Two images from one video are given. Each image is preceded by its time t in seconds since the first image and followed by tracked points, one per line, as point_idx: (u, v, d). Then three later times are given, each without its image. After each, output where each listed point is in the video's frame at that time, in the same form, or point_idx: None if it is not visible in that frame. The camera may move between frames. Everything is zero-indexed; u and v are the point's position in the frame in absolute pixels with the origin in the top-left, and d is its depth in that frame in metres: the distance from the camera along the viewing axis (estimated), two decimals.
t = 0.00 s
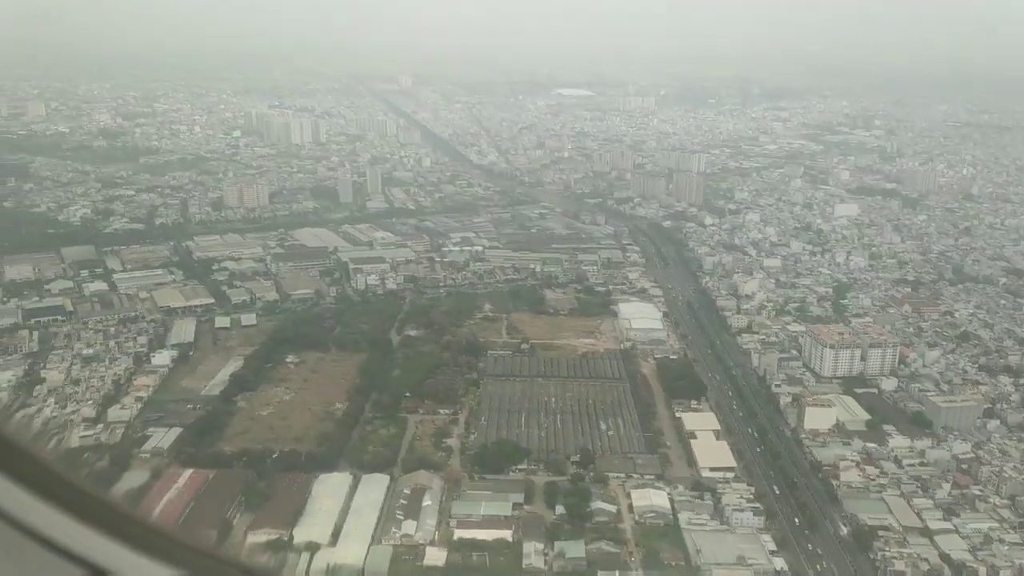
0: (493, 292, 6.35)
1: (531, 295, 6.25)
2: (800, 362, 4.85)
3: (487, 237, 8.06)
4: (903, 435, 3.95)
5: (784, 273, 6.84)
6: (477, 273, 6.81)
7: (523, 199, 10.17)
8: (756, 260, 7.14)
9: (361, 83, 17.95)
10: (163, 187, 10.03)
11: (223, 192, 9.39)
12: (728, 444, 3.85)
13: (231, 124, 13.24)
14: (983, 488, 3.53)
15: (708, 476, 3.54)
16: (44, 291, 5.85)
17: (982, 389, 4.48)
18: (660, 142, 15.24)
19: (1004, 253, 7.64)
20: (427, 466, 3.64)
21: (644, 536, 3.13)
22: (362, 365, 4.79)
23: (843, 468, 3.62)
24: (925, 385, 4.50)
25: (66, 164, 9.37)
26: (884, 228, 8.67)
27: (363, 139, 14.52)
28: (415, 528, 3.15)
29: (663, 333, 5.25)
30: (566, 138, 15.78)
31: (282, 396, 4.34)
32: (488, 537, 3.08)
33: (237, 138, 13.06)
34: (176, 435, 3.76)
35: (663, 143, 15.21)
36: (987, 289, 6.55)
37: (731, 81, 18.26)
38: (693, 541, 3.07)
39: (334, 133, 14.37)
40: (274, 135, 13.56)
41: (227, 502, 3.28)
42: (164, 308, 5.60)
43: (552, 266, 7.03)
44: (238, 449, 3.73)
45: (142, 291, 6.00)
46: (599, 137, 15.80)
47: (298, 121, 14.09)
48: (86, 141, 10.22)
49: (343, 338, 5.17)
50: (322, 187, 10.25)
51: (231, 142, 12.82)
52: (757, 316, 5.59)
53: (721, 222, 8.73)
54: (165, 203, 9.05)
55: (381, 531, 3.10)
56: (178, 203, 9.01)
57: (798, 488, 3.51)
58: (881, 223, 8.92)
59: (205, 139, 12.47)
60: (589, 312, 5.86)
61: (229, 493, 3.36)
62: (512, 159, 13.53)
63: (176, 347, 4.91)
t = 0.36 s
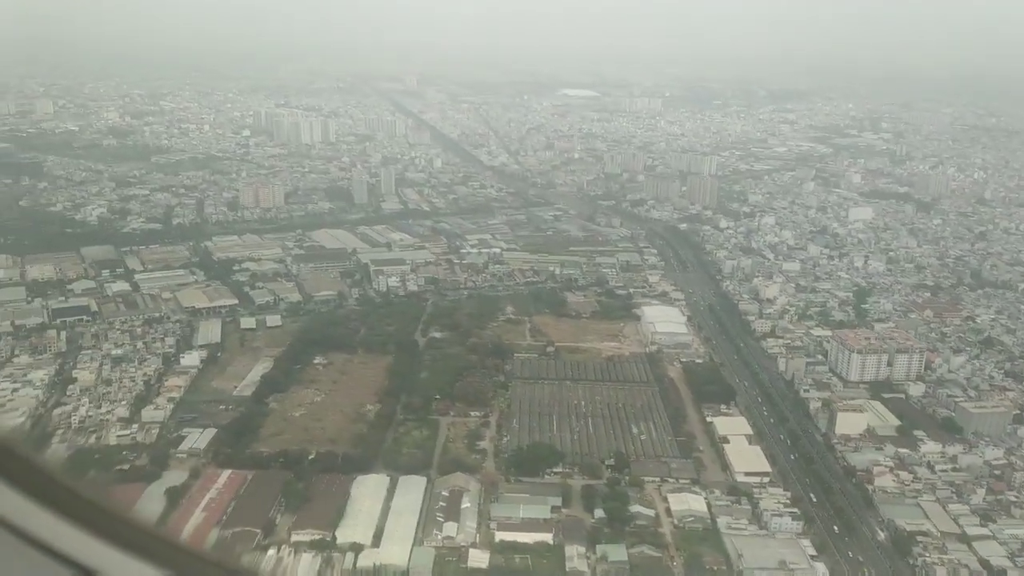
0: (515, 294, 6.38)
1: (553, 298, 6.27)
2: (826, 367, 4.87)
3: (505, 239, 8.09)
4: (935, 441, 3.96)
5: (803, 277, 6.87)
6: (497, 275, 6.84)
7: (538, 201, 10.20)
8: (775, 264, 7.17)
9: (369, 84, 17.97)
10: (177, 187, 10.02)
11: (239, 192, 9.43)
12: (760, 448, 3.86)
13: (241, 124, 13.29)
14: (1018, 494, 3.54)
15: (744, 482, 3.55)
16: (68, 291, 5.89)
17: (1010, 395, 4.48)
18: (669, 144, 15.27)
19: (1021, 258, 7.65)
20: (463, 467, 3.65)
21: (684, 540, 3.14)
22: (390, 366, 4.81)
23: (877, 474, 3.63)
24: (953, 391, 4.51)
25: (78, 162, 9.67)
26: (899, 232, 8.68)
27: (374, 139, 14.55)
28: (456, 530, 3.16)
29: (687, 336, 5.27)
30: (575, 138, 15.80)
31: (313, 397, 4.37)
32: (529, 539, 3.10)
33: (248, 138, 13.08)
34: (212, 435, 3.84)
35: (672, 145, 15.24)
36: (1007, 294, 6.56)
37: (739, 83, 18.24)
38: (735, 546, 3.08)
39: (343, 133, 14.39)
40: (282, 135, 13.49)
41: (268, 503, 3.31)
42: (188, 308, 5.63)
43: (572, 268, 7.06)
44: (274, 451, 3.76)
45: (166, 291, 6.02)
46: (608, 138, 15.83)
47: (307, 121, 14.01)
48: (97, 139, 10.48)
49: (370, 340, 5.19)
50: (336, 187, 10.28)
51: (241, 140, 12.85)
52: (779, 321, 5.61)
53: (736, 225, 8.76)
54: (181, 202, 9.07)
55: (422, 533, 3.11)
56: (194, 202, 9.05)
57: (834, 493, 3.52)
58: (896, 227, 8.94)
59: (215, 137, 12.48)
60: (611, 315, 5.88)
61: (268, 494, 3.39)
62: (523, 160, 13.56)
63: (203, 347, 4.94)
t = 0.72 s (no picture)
0: (538, 295, 6.40)
1: (576, 299, 6.29)
2: (855, 370, 4.89)
3: (523, 239, 8.10)
4: (970, 445, 3.97)
5: (824, 279, 6.88)
6: (519, 276, 6.85)
7: (553, 201, 10.21)
8: (795, 266, 7.19)
9: (377, 84, 17.97)
10: (192, 185, 10.01)
11: (255, 191, 9.44)
12: (797, 452, 3.87)
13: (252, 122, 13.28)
14: None
15: (783, 486, 3.57)
16: (93, 290, 5.90)
17: None
18: (679, 144, 15.26)
19: None
20: (502, 468, 3.66)
21: (728, 544, 3.15)
22: (421, 367, 4.82)
23: (915, 478, 3.64)
24: (984, 394, 4.52)
25: (91, 160, 9.62)
26: (916, 234, 8.69)
27: (384, 138, 14.55)
28: (501, 532, 3.17)
29: (715, 337, 5.28)
30: (585, 138, 15.80)
31: (347, 398, 4.38)
32: (576, 542, 3.11)
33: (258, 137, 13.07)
34: (251, 436, 3.87)
35: (683, 145, 15.24)
36: None
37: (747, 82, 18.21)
38: (780, 550, 3.09)
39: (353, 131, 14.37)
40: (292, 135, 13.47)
41: (312, 504, 3.33)
42: (215, 308, 5.64)
43: (592, 269, 7.07)
44: (313, 451, 3.79)
45: (191, 290, 6.04)
46: (618, 138, 15.82)
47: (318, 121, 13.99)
48: (107, 137, 10.49)
49: (398, 341, 5.21)
50: (351, 187, 10.29)
51: (252, 138, 12.85)
52: (805, 323, 5.62)
53: (753, 227, 8.77)
54: (197, 201, 9.07)
55: (468, 534, 3.13)
56: (211, 202, 9.05)
57: (873, 498, 3.53)
58: (912, 229, 8.95)
59: (226, 136, 12.47)
60: (636, 316, 5.89)
61: (311, 494, 3.42)
62: (534, 160, 13.57)
63: (234, 347, 4.96)
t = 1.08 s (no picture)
0: (563, 297, 6.41)
1: (601, 300, 6.30)
2: (886, 374, 4.90)
3: (544, 240, 8.11)
4: (1008, 450, 3.98)
5: (847, 282, 6.89)
6: (542, 277, 6.86)
7: (569, 202, 10.21)
8: (817, 269, 7.19)
9: (387, 85, 17.95)
10: (209, 185, 10.02)
11: (273, 192, 9.46)
12: (836, 457, 3.88)
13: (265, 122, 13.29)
14: None
15: (824, 491, 3.58)
16: (121, 291, 5.93)
17: None
18: (691, 144, 15.25)
19: None
20: (544, 471, 3.67)
21: (775, 548, 3.17)
22: (453, 369, 4.84)
23: (956, 484, 3.65)
24: (1017, 400, 4.53)
25: (106, 160, 9.64)
26: (934, 237, 8.68)
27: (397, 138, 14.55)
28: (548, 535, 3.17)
29: (744, 340, 5.29)
30: (596, 138, 15.79)
31: (383, 400, 4.40)
32: (624, 546, 3.11)
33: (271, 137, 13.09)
34: (291, 438, 3.90)
35: (695, 146, 15.22)
36: None
37: (756, 82, 18.17)
38: (828, 556, 3.10)
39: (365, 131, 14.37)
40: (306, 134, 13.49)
41: (358, 506, 3.34)
42: (244, 308, 5.66)
43: (615, 271, 7.08)
44: (355, 453, 3.81)
45: (218, 291, 6.06)
46: (630, 139, 15.81)
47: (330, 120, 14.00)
48: (122, 135, 10.51)
49: (428, 342, 5.23)
50: (368, 188, 10.30)
51: (265, 138, 12.86)
52: (832, 326, 5.63)
53: (771, 228, 8.78)
54: (215, 202, 9.08)
55: (515, 537, 3.14)
56: (230, 202, 9.07)
57: (915, 504, 3.54)
58: (930, 232, 8.94)
59: (239, 136, 12.48)
60: (662, 319, 5.90)
61: (355, 496, 3.44)
62: (547, 161, 13.57)
63: (266, 348, 4.98)
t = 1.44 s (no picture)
0: (588, 299, 6.41)
1: (626, 303, 6.30)
2: (916, 378, 4.90)
3: (563, 242, 8.11)
4: None
5: (869, 285, 6.89)
6: (565, 279, 6.87)
7: (585, 204, 10.21)
8: (838, 272, 7.19)
9: (396, 85, 17.94)
10: (225, 186, 10.04)
11: (292, 193, 9.47)
12: (874, 462, 3.89)
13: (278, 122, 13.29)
14: None
15: (866, 496, 3.59)
16: (148, 292, 5.94)
17: None
18: (703, 146, 15.24)
19: None
20: (585, 475, 3.68)
21: (821, 552, 3.17)
22: (485, 371, 4.84)
23: (997, 488, 3.65)
24: None
25: (123, 160, 9.64)
26: (952, 239, 8.68)
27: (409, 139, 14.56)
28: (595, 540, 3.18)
29: (773, 344, 5.30)
30: (608, 138, 15.78)
31: (418, 403, 4.41)
32: (671, 551, 3.12)
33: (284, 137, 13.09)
34: (331, 441, 3.90)
35: (706, 147, 15.22)
36: None
37: (766, 85, 18.15)
38: (875, 560, 3.10)
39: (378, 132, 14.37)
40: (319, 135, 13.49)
41: (403, 509, 3.35)
42: (272, 310, 5.68)
43: (637, 273, 7.08)
44: (395, 456, 3.82)
45: (245, 292, 6.08)
46: (641, 139, 15.80)
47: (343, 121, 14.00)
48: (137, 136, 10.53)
49: (458, 344, 5.23)
50: (385, 189, 10.31)
51: (278, 139, 12.86)
52: (859, 330, 5.63)
53: (789, 231, 8.77)
54: (233, 202, 9.09)
55: (562, 541, 3.14)
56: (247, 203, 9.07)
57: (957, 508, 3.54)
58: (947, 234, 8.94)
59: (252, 137, 12.48)
60: (689, 321, 5.90)
61: (400, 499, 3.44)
62: (559, 162, 13.58)
63: (298, 350, 4.99)
